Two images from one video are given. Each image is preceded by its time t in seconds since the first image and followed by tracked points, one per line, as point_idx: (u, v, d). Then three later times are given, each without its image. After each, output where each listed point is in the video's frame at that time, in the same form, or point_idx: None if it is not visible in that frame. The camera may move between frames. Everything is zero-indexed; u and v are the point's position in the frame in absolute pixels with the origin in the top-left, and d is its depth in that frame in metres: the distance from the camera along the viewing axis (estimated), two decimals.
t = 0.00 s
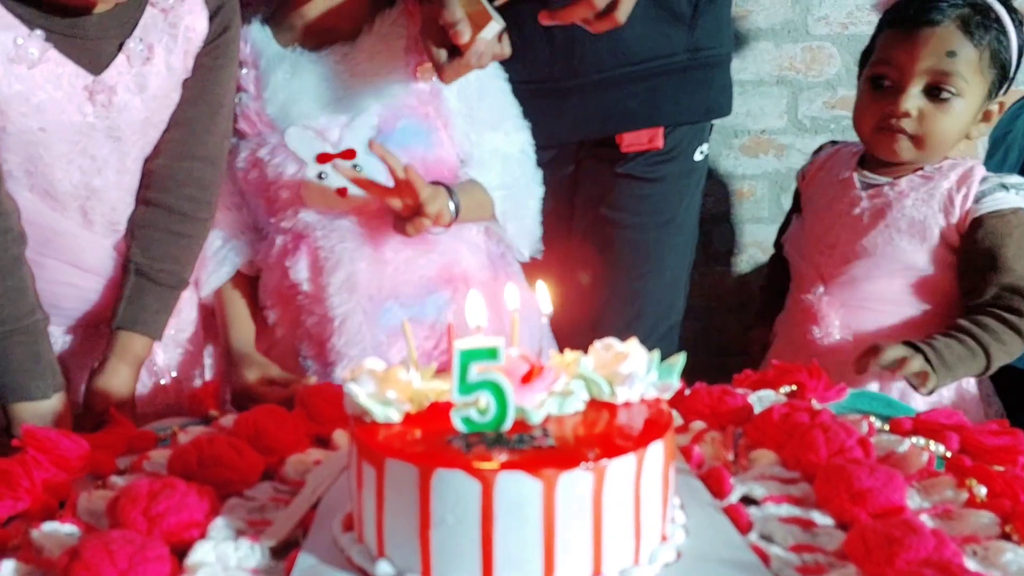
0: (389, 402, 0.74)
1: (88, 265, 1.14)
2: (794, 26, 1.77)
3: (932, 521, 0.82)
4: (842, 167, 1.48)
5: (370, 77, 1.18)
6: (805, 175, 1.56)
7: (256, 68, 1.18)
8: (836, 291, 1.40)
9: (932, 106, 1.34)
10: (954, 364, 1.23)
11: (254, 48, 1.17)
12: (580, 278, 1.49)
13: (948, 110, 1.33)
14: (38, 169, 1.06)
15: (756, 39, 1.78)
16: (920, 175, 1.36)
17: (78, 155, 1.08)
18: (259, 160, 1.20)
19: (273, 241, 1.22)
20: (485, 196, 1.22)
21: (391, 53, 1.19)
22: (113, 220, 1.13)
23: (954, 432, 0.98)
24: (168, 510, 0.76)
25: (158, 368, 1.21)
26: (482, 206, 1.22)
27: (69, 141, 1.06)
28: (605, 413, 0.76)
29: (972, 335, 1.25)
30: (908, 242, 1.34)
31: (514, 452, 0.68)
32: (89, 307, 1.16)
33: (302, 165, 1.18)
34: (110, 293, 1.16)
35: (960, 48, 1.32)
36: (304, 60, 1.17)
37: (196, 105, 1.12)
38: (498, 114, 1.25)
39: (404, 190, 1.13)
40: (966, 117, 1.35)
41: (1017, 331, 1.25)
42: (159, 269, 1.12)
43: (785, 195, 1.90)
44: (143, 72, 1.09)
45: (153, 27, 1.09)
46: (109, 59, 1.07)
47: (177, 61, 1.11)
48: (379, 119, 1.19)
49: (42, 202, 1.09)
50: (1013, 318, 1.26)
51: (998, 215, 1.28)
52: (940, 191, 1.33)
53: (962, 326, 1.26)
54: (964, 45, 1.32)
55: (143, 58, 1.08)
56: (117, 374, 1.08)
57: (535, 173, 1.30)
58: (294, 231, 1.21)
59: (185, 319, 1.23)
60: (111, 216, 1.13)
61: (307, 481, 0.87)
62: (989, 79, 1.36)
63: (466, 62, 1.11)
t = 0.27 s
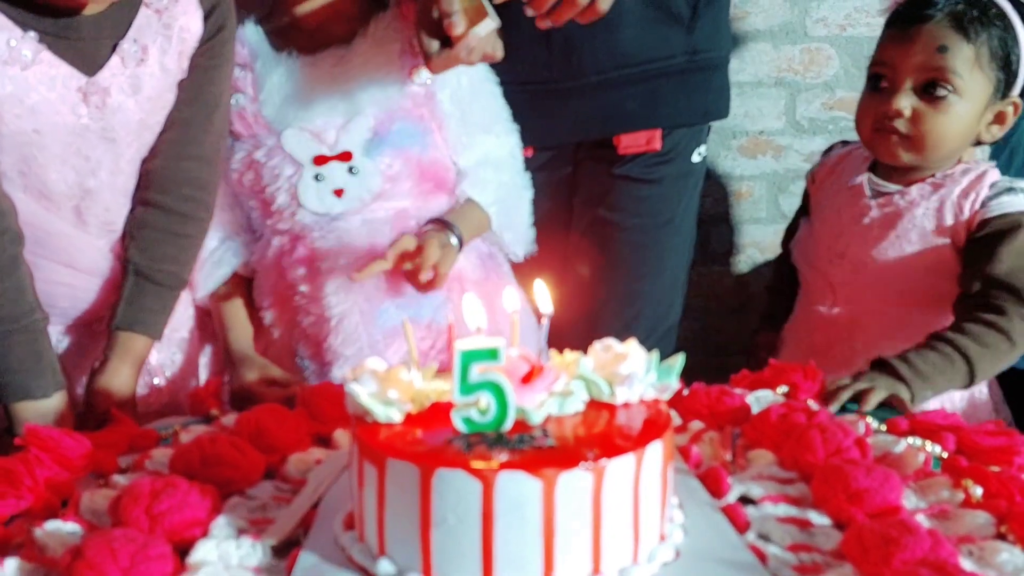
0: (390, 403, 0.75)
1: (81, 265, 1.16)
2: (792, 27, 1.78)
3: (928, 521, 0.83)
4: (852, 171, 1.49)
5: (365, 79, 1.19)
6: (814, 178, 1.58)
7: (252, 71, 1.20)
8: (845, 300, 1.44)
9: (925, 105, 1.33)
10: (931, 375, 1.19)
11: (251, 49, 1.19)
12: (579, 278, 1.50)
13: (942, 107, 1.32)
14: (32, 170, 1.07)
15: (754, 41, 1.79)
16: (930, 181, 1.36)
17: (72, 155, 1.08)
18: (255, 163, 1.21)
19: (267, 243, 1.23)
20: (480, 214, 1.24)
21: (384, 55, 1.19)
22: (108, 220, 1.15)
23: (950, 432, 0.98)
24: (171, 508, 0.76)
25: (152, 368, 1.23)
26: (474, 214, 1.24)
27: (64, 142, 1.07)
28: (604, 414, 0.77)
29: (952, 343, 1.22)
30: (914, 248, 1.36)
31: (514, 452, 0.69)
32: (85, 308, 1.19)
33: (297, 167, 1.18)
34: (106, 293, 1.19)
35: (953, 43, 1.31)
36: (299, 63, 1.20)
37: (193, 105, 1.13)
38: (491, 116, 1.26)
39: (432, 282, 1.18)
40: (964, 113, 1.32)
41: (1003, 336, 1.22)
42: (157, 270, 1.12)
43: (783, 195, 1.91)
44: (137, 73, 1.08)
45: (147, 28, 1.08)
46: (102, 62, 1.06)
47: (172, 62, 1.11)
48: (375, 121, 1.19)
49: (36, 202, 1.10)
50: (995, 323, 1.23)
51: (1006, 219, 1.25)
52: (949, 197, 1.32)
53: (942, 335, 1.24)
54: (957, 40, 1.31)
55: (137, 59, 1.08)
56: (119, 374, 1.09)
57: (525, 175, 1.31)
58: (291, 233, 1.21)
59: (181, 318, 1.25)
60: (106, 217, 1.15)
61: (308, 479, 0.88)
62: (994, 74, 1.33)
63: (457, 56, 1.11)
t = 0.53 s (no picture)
0: (394, 401, 0.75)
1: (86, 264, 1.17)
2: (793, 29, 1.78)
3: (928, 520, 0.84)
4: (865, 174, 1.48)
5: (368, 77, 1.19)
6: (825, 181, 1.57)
7: (259, 70, 1.22)
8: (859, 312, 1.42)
9: (931, 112, 1.33)
10: (943, 398, 1.23)
11: (257, 48, 1.22)
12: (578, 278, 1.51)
13: (949, 116, 1.32)
14: (40, 170, 1.08)
15: (755, 42, 1.79)
16: (952, 190, 1.35)
17: (79, 155, 1.09)
18: (261, 159, 1.22)
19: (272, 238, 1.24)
20: (483, 223, 1.25)
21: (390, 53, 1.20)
22: (113, 220, 1.16)
23: (949, 432, 0.99)
24: (177, 505, 0.77)
25: (157, 366, 1.24)
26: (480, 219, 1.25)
27: (71, 142, 1.08)
28: (606, 413, 0.77)
29: (961, 363, 1.26)
30: (941, 264, 1.35)
31: (516, 450, 0.69)
32: (88, 305, 1.20)
33: (303, 163, 1.19)
34: (111, 290, 1.20)
35: (963, 51, 1.30)
36: (304, 60, 1.21)
37: (199, 107, 1.14)
38: (495, 117, 1.26)
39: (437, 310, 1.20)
40: (972, 123, 1.32)
41: (1013, 355, 1.26)
42: (162, 268, 1.13)
43: (783, 196, 1.91)
44: (144, 75, 1.09)
45: (154, 30, 1.09)
46: (108, 63, 1.07)
47: (178, 64, 1.12)
48: (379, 119, 1.19)
49: (42, 200, 1.11)
50: (1003, 339, 1.26)
51: None
52: (974, 206, 1.33)
53: (952, 354, 1.27)
54: (968, 49, 1.30)
55: (144, 61, 1.08)
56: (123, 372, 1.10)
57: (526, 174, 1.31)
58: (296, 227, 1.22)
59: (184, 317, 1.26)
60: (112, 216, 1.15)
61: (312, 477, 0.89)
62: (1006, 83, 1.32)
63: (459, 55, 1.11)
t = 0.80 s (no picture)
0: (386, 401, 0.76)
1: (77, 265, 1.18)
2: (789, 29, 1.79)
3: (916, 519, 0.84)
4: (867, 177, 1.47)
5: (365, 75, 1.20)
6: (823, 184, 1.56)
7: (258, 67, 1.22)
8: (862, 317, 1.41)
9: (927, 115, 1.33)
10: (932, 398, 1.23)
11: (256, 45, 1.22)
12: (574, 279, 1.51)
13: (945, 118, 1.32)
14: (31, 170, 1.08)
15: (751, 42, 1.80)
16: (956, 193, 1.36)
17: (70, 155, 1.10)
18: (259, 154, 1.22)
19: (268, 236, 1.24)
20: (480, 214, 1.24)
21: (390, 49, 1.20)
22: (104, 220, 1.16)
23: (940, 433, 1.00)
24: (169, 505, 0.77)
25: (148, 367, 1.24)
26: (479, 215, 1.24)
27: (61, 142, 1.08)
28: (597, 413, 0.78)
29: (955, 364, 1.26)
30: (946, 268, 1.35)
31: (506, 450, 0.70)
32: (78, 305, 1.20)
33: (302, 159, 1.20)
34: (101, 289, 1.20)
35: (956, 53, 1.31)
36: (302, 58, 1.21)
37: (189, 107, 1.14)
38: (492, 118, 1.27)
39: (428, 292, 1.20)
40: (968, 124, 1.32)
41: (1008, 358, 1.27)
42: (151, 268, 1.14)
43: (779, 196, 1.92)
44: (134, 75, 1.09)
45: (145, 31, 1.09)
46: (99, 63, 1.07)
47: (168, 64, 1.12)
48: (378, 116, 1.20)
49: (33, 201, 1.11)
50: (999, 341, 1.27)
51: None
52: (979, 209, 1.34)
53: (946, 355, 1.27)
54: (962, 51, 1.31)
55: (135, 61, 1.09)
56: (115, 371, 1.11)
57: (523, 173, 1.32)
58: (294, 224, 1.22)
59: (177, 319, 1.26)
60: (103, 216, 1.16)
61: (304, 477, 0.89)
62: (1001, 85, 1.33)
63: (452, 55, 1.12)
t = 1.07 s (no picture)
0: (374, 403, 0.76)
1: (67, 266, 1.18)
2: (786, 30, 1.79)
3: (905, 520, 0.84)
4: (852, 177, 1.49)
5: (358, 75, 1.19)
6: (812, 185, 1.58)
7: (246, 71, 1.21)
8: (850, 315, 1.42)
9: (899, 115, 1.34)
10: (927, 397, 1.23)
11: (244, 50, 1.22)
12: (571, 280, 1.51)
13: (916, 118, 1.33)
14: (17, 170, 1.09)
15: (748, 42, 1.80)
16: (938, 190, 1.37)
17: (55, 154, 1.11)
18: (251, 160, 1.22)
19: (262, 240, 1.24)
20: (469, 197, 1.24)
21: (378, 49, 1.19)
22: (92, 220, 1.17)
23: (931, 434, 0.99)
24: (157, 507, 0.77)
25: (141, 371, 1.24)
26: (468, 207, 1.24)
27: (47, 141, 1.09)
28: (586, 414, 0.78)
29: (945, 362, 1.26)
30: (928, 264, 1.36)
31: (494, 452, 0.70)
32: (68, 307, 1.20)
33: (293, 164, 1.19)
34: (91, 290, 1.20)
35: (924, 54, 1.32)
36: (291, 61, 1.21)
37: (176, 106, 1.15)
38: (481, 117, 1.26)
39: (406, 264, 1.19)
40: (940, 123, 1.33)
41: (997, 354, 1.26)
42: (139, 269, 1.15)
43: (776, 196, 1.92)
44: (118, 73, 1.10)
45: (130, 28, 1.10)
46: (83, 61, 1.08)
47: (153, 63, 1.13)
48: (369, 118, 1.20)
49: (18, 199, 1.11)
50: (985, 336, 1.27)
51: (1014, 227, 1.28)
52: (960, 206, 1.34)
53: (935, 353, 1.27)
54: (929, 51, 1.32)
55: (118, 59, 1.10)
56: (105, 373, 1.11)
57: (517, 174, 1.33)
58: (287, 229, 1.22)
59: (170, 321, 1.26)
60: (90, 216, 1.16)
61: (295, 479, 0.89)
62: (971, 82, 1.33)
63: (431, 68, 1.11)
